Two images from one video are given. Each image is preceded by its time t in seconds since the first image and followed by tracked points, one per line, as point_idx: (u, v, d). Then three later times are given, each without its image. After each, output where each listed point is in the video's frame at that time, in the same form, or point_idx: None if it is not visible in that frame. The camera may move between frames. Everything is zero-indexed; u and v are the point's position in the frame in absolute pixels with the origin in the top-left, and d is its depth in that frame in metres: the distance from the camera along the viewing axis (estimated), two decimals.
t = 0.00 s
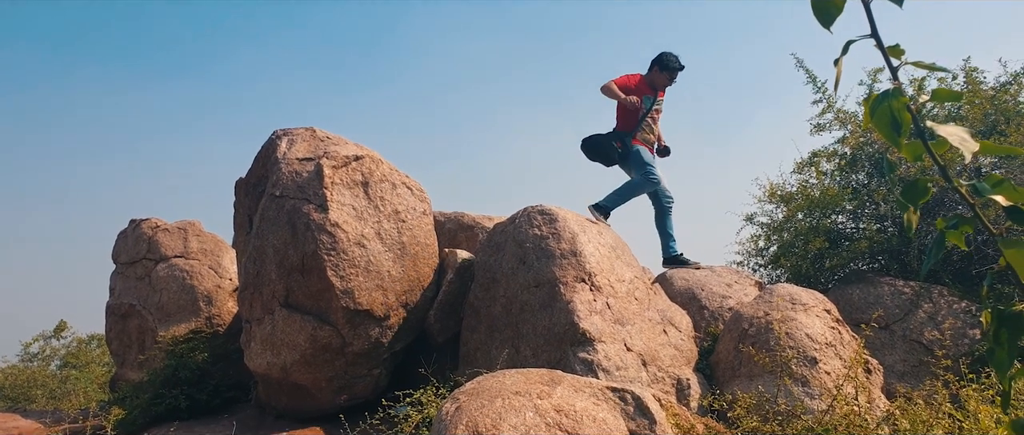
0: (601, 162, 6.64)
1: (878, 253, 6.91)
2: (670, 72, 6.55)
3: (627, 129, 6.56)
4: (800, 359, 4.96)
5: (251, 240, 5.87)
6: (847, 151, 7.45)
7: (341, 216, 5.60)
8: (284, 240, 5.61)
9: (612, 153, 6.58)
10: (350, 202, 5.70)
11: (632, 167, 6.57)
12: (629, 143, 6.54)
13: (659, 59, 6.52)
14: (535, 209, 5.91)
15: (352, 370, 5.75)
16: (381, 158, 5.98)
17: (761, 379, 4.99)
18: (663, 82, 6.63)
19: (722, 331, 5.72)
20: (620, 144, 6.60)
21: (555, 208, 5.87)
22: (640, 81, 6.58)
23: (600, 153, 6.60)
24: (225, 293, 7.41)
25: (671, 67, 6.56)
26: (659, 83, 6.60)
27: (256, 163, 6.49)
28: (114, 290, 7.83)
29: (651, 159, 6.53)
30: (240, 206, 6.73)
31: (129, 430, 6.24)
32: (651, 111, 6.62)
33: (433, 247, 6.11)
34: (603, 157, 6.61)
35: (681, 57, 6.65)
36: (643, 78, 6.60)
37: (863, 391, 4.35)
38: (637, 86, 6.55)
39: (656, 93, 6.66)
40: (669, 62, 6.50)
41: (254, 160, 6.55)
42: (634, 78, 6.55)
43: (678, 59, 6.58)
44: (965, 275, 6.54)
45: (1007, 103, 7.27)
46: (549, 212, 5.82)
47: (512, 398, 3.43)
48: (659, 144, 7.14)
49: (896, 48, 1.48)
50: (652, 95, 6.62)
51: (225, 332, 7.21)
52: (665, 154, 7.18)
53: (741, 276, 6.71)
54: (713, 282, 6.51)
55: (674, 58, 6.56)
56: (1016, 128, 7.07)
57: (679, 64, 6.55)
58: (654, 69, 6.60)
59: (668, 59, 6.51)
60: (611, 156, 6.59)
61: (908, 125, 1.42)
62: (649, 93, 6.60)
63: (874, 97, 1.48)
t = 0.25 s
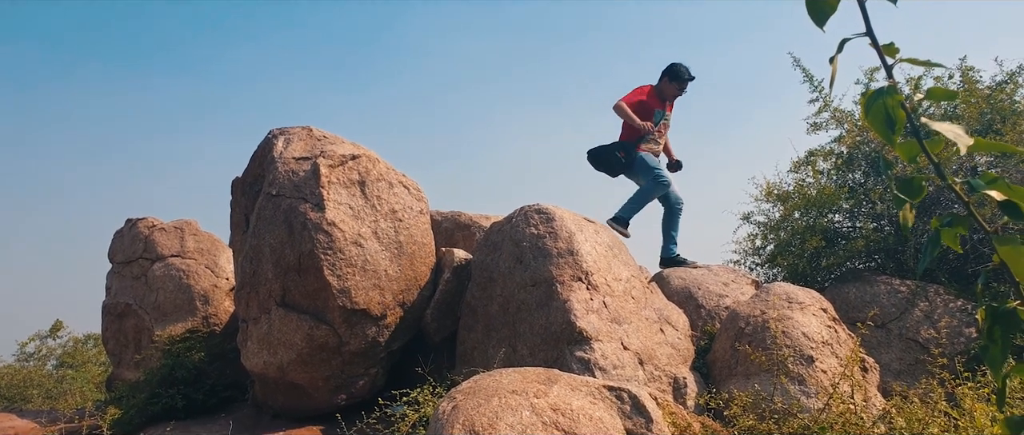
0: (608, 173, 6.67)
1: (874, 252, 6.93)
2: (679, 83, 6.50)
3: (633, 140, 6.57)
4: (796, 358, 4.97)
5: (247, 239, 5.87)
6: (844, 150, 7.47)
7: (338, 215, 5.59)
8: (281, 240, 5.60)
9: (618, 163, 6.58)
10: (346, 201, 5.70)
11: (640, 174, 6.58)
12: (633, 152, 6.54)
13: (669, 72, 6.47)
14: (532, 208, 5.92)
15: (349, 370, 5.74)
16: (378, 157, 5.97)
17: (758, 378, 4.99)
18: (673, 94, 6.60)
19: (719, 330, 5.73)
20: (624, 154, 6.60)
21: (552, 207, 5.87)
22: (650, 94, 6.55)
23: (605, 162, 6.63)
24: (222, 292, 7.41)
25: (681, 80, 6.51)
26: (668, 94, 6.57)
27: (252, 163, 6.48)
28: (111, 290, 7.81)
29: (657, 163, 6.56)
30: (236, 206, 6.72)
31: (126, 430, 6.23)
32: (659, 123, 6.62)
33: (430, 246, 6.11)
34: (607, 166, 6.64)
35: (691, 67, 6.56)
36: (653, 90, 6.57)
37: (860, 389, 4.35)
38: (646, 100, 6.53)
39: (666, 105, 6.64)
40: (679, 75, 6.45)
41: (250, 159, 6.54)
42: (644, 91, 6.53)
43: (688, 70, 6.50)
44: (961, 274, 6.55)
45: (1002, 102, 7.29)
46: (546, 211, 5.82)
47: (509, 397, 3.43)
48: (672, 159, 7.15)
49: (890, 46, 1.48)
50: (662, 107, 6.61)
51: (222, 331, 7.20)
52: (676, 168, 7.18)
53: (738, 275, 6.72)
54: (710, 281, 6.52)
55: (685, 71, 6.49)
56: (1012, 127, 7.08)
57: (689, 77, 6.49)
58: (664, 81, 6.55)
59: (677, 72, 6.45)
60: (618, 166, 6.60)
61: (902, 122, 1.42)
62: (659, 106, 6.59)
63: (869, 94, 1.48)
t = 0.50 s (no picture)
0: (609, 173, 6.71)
1: (870, 251, 6.90)
2: (687, 88, 6.49)
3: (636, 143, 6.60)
4: (792, 357, 4.97)
5: (243, 237, 5.86)
6: (840, 149, 7.48)
7: (334, 214, 5.58)
8: (277, 238, 5.60)
9: (619, 166, 6.61)
10: (342, 200, 5.69)
11: (641, 178, 6.59)
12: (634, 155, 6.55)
13: (679, 76, 6.46)
14: (528, 207, 5.91)
15: (344, 368, 5.74)
16: (374, 156, 5.97)
17: (753, 376, 5.00)
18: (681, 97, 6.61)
19: (715, 329, 5.73)
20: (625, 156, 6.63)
21: (548, 205, 5.87)
22: (658, 97, 6.55)
23: (606, 164, 6.66)
24: (218, 291, 7.39)
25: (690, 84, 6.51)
26: (676, 99, 6.59)
27: (248, 161, 6.47)
28: (106, 288, 7.80)
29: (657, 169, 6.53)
30: (232, 204, 6.71)
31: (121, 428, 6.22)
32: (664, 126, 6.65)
33: (426, 245, 6.10)
34: (607, 167, 6.66)
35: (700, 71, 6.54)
36: (661, 93, 6.57)
37: (854, 388, 4.36)
38: (654, 103, 6.54)
39: (672, 108, 6.67)
40: (689, 81, 6.44)
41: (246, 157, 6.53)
42: (652, 95, 6.52)
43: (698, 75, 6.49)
44: (956, 272, 6.57)
45: (998, 101, 7.30)
46: (542, 210, 5.82)
47: (504, 395, 3.43)
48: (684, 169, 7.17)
49: (885, 44, 1.49)
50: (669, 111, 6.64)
51: (218, 330, 7.19)
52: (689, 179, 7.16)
53: (734, 274, 6.72)
54: (706, 280, 6.52)
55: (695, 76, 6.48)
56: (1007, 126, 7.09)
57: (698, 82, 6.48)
58: (672, 85, 6.55)
59: (686, 77, 6.44)
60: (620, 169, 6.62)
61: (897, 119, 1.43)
62: (665, 110, 6.61)
63: (863, 90, 1.48)
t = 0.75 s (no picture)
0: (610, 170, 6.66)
1: (867, 249, 6.91)
2: (688, 86, 6.47)
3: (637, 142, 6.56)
4: (788, 355, 4.98)
5: (239, 237, 5.85)
6: (836, 148, 7.50)
7: (331, 213, 5.58)
8: (273, 237, 5.59)
9: (621, 165, 6.53)
10: (339, 199, 5.69)
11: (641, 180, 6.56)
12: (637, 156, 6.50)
13: (680, 75, 6.44)
14: (525, 206, 5.91)
15: (341, 367, 5.74)
16: (371, 155, 5.96)
17: (749, 375, 5.00)
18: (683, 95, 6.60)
19: (712, 328, 5.73)
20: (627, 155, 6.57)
21: (545, 205, 5.87)
22: (660, 96, 6.54)
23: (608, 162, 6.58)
24: (215, 290, 7.38)
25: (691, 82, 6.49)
26: (678, 97, 6.58)
27: (245, 160, 6.47)
28: (102, 288, 7.79)
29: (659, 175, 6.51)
30: (229, 203, 6.70)
31: (117, 428, 6.21)
32: (666, 125, 6.64)
33: (423, 244, 6.10)
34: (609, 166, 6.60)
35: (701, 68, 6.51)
36: (662, 92, 6.56)
37: (850, 386, 4.37)
38: (655, 102, 6.53)
39: (675, 106, 6.65)
40: (690, 78, 6.42)
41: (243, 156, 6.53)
42: (653, 95, 6.51)
43: (699, 72, 6.46)
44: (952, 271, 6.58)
45: (994, 100, 7.32)
46: (539, 209, 5.83)
47: (501, 394, 3.43)
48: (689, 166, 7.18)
49: (878, 41, 1.49)
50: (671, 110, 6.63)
51: (215, 329, 7.18)
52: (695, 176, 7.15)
53: (730, 273, 6.73)
54: (703, 279, 6.53)
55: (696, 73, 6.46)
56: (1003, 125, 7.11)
57: (700, 79, 6.46)
58: (674, 83, 6.53)
59: (686, 75, 6.42)
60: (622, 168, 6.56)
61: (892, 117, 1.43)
62: (667, 109, 6.60)
63: (858, 87, 1.47)
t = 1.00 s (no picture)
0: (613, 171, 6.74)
1: (862, 248, 6.91)
2: (688, 83, 6.48)
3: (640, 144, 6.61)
4: (784, 354, 4.99)
5: (235, 236, 5.84)
6: (832, 147, 7.55)
7: (327, 212, 5.57)
8: (269, 237, 5.58)
9: (625, 169, 6.64)
10: (335, 198, 5.68)
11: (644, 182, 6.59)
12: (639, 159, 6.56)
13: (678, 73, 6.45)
14: (521, 205, 5.92)
15: (338, 367, 5.73)
16: (367, 153, 5.96)
17: (746, 373, 5.01)
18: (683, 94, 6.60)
19: (708, 326, 5.74)
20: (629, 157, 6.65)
21: (542, 203, 5.87)
22: (660, 96, 6.55)
23: (611, 163, 6.67)
24: (211, 289, 7.36)
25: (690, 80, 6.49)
26: (678, 96, 6.58)
27: (241, 159, 6.46)
28: (98, 287, 7.77)
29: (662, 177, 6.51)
30: (225, 203, 6.69)
31: (113, 428, 6.20)
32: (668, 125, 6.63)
33: (419, 243, 6.10)
34: (613, 167, 6.69)
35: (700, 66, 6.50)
36: (662, 92, 6.57)
37: (846, 384, 4.37)
38: (655, 103, 6.54)
39: (676, 105, 6.65)
40: (689, 76, 6.42)
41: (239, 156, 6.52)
42: (653, 95, 6.52)
43: (698, 70, 6.46)
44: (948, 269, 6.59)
45: (989, 99, 7.34)
46: (536, 208, 5.83)
47: (497, 393, 3.43)
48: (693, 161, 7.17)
49: (872, 40, 1.50)
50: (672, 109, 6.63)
51: (211, 329, 7.17)
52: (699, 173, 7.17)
53: (727, 271, 6.74)
54: (699, 277, 6.54)
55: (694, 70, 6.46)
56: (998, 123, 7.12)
57: (699, 76, 6.46)
58: (673, 82, 6.54)
59: (684, 73, 6.42)
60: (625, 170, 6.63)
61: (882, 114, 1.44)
62: (668, 109, 6.60)
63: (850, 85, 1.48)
